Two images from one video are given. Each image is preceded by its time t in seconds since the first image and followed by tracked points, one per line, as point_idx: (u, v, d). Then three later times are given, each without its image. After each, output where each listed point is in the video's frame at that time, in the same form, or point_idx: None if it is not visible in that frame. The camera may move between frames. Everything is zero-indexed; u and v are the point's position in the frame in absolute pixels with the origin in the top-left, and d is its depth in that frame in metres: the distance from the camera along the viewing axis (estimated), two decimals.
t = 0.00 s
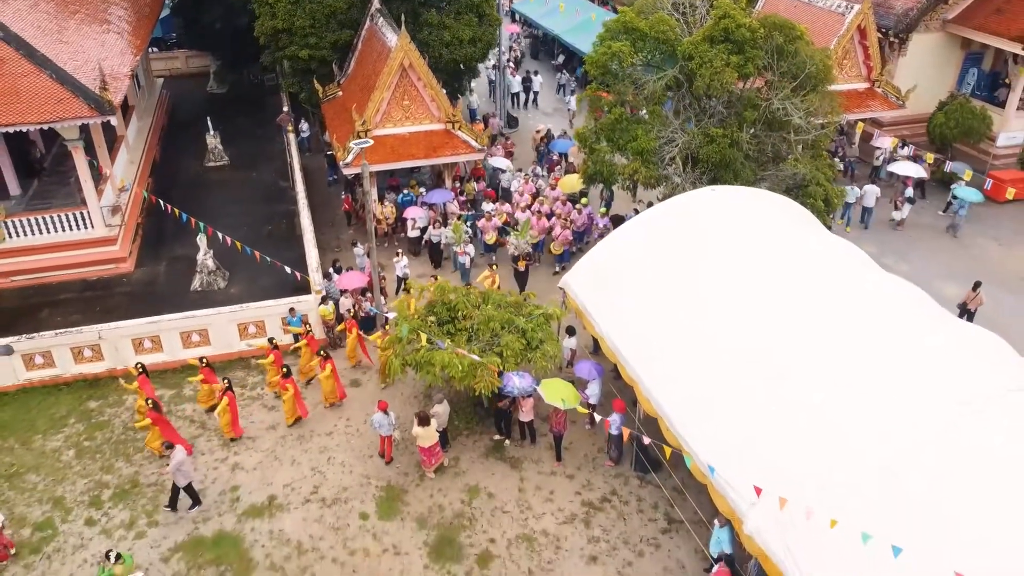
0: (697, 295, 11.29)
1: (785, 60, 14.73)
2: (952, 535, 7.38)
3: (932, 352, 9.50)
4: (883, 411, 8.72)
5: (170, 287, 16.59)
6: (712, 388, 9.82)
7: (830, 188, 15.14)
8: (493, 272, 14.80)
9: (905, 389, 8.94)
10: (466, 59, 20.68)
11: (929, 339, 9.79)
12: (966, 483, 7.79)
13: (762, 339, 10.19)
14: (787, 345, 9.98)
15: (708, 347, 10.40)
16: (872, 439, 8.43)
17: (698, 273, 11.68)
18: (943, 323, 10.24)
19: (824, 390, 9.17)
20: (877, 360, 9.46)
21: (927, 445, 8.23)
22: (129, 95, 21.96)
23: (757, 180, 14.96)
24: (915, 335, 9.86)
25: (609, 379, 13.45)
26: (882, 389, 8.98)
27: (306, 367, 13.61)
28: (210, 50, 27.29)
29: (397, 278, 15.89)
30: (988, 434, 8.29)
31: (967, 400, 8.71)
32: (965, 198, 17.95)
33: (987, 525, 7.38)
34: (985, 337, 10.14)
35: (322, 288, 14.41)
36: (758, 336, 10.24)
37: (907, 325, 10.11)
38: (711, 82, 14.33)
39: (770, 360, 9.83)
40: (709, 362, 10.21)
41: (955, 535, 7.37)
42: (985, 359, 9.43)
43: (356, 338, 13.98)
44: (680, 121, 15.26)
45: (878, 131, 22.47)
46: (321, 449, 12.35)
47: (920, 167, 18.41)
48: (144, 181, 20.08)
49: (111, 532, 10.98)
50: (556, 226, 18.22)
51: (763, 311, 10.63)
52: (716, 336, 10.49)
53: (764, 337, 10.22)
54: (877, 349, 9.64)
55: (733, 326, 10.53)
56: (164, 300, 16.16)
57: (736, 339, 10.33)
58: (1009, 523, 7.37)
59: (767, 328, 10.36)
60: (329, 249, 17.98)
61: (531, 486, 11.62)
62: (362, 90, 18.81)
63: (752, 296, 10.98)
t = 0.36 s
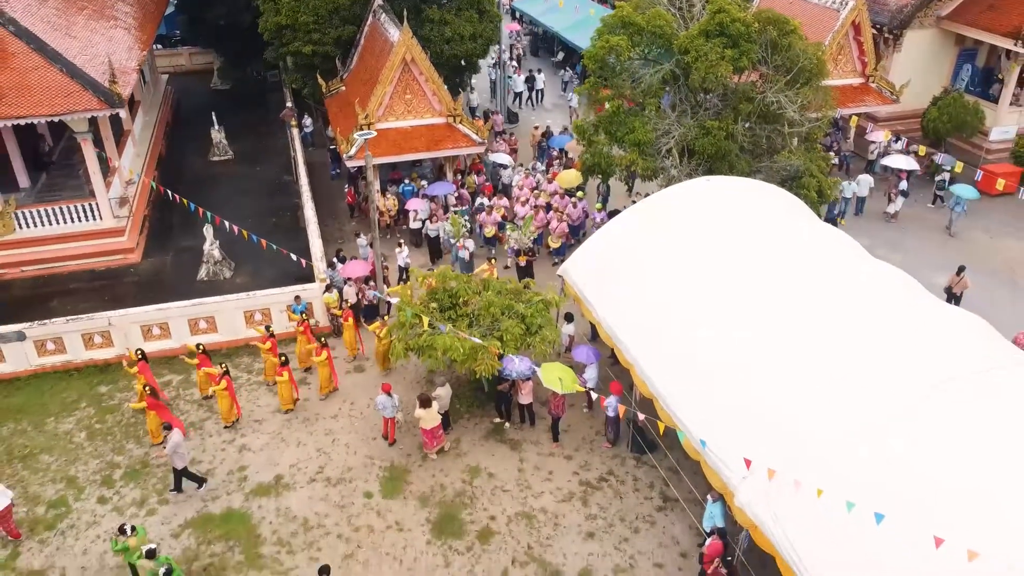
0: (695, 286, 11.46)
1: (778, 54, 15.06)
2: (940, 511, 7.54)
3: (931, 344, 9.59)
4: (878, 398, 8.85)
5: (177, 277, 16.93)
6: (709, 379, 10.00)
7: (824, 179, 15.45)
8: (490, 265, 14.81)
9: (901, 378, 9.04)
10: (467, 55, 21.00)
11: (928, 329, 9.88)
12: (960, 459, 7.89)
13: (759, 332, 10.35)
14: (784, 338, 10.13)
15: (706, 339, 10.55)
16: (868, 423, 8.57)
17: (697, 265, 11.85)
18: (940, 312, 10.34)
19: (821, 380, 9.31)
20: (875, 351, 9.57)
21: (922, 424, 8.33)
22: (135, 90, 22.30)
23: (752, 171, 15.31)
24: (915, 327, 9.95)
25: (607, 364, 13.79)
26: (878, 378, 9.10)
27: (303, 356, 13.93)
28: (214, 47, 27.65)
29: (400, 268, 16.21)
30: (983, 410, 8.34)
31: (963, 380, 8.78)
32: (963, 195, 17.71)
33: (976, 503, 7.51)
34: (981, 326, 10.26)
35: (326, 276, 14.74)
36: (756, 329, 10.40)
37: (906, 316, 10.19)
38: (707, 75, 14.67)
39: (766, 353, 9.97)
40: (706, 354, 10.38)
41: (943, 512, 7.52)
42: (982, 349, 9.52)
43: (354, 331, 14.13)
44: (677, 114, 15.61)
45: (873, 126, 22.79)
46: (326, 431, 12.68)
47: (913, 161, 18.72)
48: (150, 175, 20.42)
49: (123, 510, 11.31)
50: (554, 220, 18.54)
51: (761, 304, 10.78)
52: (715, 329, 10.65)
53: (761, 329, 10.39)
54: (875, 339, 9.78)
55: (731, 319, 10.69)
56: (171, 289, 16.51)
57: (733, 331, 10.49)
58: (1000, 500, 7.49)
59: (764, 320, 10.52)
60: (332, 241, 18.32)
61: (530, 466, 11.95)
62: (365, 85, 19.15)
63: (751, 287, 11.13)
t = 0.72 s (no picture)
0: (698, 277, 11.65)
1: (781, 48, 15.33)
2: (931, 485, 7.80)
3: (932, 333, 9.73)
4: (881, 386, 8.95)
5: (191, 266, 17.34)
6: (711, 370, 10.15)
7: (825, 171, 15.71)
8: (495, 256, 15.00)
9: (901, 364, 9.21)
10: (476, 51, 21.35)
11: (927, 319, 10.03)
12: (952, 435, 8.16)
13: (762, 323, 10.46)
14: (788, 330, 10.23)
15: (709, 329, 10.70)
16: (867, 409, 8.73)
17: (700, 255, 12.06)
18: (940, 301, 10.55)
19: (824, 370, 9.42)
20: (887, 352, 9.46)
21: (917, 405, 8.53)
22: (149, 84, 22.73)
23: (755, 165, 15.62)
24: (916, 316, 10.10)
25: (610, 350, 14.12)
26: (879, 366, 9.25)
27: (304, 341, 14.31)
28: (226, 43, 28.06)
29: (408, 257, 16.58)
30: (981, 394, 8.51)
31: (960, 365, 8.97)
32: (970, 194, 17.87)
33: (967, 480, 7.74)
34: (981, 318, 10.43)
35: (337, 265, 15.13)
36: (759, 320, 10.52)
37: (909, 305, 10.36)
38: (709, 69, 14.99)
39: (769, 344, 10.09)
40: (709, 344, 10.54)
41: (933, 487, 7.78)
42: (984, 340, 9.64)
43: (356, 318, 14.55)
44: (681, 108, 15.93)
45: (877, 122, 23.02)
46: (336, 413, 13.05)
47: (916, 156, 18.95)
48: (164, 167, 20.83)
49: (140, 486, 11.71)
50: (558, 214, 18.74)
51: (765, 296, 10.91)
52: (718, 320, 10.80)
53: (765, 321, 10.50)
54: (891, 347, 9.54)
55: (734, 310, 10.83)
56: (185, 277, 16.90)
57: (737, 322, 10.62)
58: (991, 477, 7.72)
59: (768, 312, 10.63)
60: (343, 232, 18.70)
61: (535, 447, 12.29)
62: (375, 79, 19.52)
63: (753, 278, 11.31)
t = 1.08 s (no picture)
0: (715, 271, 11.80)
1: (800, 44, 15.54)
2: (937, 465, 8.01)
3: (946, 322, 9.80)
4: (891, 380, 8.95)
5: (221, 252, 17.86)
6: (726, 358, 10.37)
7: (842, 166, 15.87)
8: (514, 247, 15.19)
9: (912, 356, 9.23)
10: (499, 46, 21.70)
11: (941, 308, 10.15)
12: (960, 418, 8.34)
13: (780, 320, 10.52)
14: (806, 327, 10.27)
15: (723, 316, 10.97)
16: (877, 402, 8.78)
17: (719, 253, 12.10)
18: (954, 290, 10.65)
19: (839, 365, 9.47)
20: (898, 339, 9.63)
21: (926, 396, 8.56)
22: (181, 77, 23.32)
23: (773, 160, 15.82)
24: (931, 307, 10.15)
25: (627, 338, 14.40)
26: (891, 354, 9.40)
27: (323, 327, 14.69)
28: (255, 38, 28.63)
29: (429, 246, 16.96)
30: (987, 382, 8.49)
31: (971, 351, 8.98)
32: (996, 196, 17.72)
33: (970, 459, 7.90)
34: (998, 311, 10.45)
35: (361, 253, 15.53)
36: (776, 316, 10.58)
37: (922, 299, 10.29)
38: (728, 64, 15.24)
39: (786, 342, 10.14)
40: (724, 338, 10.68)
41: (936, 465, 7.97)
42: (999, 332, 9.53)
43: (374, 305, 14.84)
44: (700, 102, 16.18)
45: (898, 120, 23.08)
46: (360, 394, 13.45)
47: (937, 154, 19.01)
48: (195, 158, 21.40)
49: (171, 459, 12.18)
50: (578, 208, 18.74)
51: (782, 292, 10.98)
52: (733, 314, 10.93)
53: (782, 317, 10.55)
54: (902, 335, 9.70)
55: (750, 305, 10.93)
56: (215, 263, 17.40)
57: (752, 317, 10.73)
58: (994, 460, 7.85)
59: (785, 307, 10.71)
60: (367, 222, 19.13)
61: (552, 430, 12.61)
62: (401, 73, 19.95)
63: (770, 273, 11.42)
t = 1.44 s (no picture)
0: (743, 265, 11.90)
1: (830, 42, 15.67)
2: (955, 452, 8.17)
3: (970, 317, 9.89)
4: (920, 377, 9.04)
5: (258, 239, 18.41)
6: (749, 348, 10.53)
7: (870, 163, 15.96)
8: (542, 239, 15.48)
9: (935, 349, 9.35)
10: (532, 43, 22.04)
11: (966, 303, 10.22)
12: (981, 409, 8.47)
13: (803, 310, 10.69)
14: (834, 323, 10.30)
15: (747, 308, 11.11)
16: (904, 397, 8.91)
17: (745, 247, 12.24)
18: (981, 288, 10.70)
19: (866, 363, 9.52)
20: (921, 332, 9.74)
21: (955, 397, 8.67)
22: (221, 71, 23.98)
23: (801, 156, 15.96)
24: (956, 302, 10.24)
25: (652, 329, 14.66)
26: (914, 347, 9.52)
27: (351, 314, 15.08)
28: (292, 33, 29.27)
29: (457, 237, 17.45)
30: (1011, 378, 8.69)
31: (995, 343, 9.21)
32: None
33: (991, 446, 8.09)
34: None
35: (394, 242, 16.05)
36: (805, 311, 10.63)
37: (947, 295, 10.38)
38: (757, 61, 15.43)
39: (814, 337, 10.18)
40: (751, 332, 10.76)
41: (955, 452, 8.19)
42: None
43: (401, 292, 15.28)
44: (729, 98, 16.36)
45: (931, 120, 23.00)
46: (390, 377, 13.86)
47: (968, 154, 18.97)
48: (233, 148, 22.01)
49: (209, 434, 12.68)
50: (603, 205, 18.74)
51: (811, 287, 11.02)
52: (761, 309, 11.00)
53: (811, 312, 10.60)
54: (926, 328, 9.80)
55: (778, 300, 11.00)
56: (251, 250, 17.94)
57: (776, 306, 10.92)
58: (1018, 449, 8.02)
59: (814, 303, 10.75)
60: (399, 212, 19.58)
61: (576, 416, 12.90)
62: (435, 68, 20.38)
63: (800, 268, 11.48)
